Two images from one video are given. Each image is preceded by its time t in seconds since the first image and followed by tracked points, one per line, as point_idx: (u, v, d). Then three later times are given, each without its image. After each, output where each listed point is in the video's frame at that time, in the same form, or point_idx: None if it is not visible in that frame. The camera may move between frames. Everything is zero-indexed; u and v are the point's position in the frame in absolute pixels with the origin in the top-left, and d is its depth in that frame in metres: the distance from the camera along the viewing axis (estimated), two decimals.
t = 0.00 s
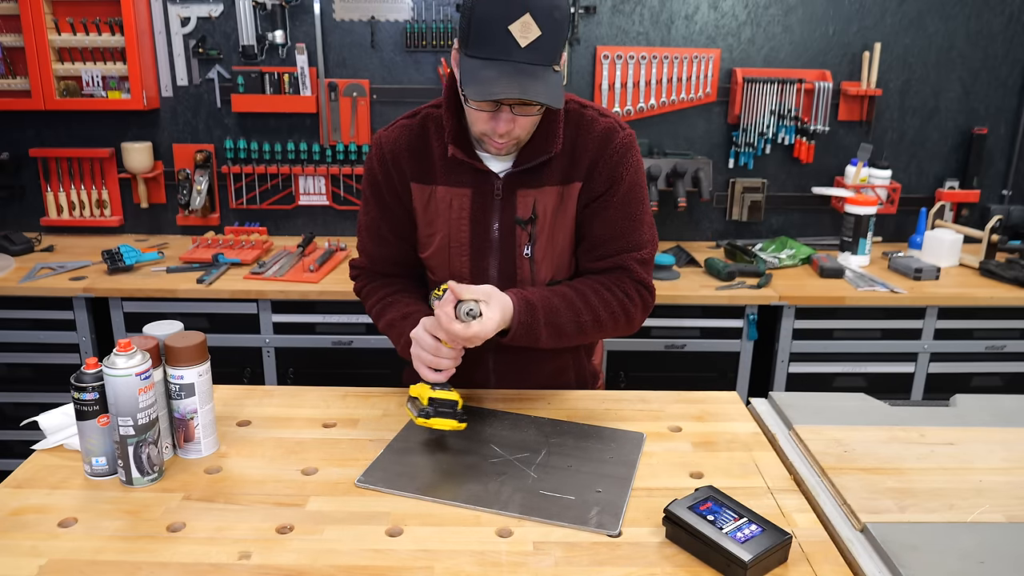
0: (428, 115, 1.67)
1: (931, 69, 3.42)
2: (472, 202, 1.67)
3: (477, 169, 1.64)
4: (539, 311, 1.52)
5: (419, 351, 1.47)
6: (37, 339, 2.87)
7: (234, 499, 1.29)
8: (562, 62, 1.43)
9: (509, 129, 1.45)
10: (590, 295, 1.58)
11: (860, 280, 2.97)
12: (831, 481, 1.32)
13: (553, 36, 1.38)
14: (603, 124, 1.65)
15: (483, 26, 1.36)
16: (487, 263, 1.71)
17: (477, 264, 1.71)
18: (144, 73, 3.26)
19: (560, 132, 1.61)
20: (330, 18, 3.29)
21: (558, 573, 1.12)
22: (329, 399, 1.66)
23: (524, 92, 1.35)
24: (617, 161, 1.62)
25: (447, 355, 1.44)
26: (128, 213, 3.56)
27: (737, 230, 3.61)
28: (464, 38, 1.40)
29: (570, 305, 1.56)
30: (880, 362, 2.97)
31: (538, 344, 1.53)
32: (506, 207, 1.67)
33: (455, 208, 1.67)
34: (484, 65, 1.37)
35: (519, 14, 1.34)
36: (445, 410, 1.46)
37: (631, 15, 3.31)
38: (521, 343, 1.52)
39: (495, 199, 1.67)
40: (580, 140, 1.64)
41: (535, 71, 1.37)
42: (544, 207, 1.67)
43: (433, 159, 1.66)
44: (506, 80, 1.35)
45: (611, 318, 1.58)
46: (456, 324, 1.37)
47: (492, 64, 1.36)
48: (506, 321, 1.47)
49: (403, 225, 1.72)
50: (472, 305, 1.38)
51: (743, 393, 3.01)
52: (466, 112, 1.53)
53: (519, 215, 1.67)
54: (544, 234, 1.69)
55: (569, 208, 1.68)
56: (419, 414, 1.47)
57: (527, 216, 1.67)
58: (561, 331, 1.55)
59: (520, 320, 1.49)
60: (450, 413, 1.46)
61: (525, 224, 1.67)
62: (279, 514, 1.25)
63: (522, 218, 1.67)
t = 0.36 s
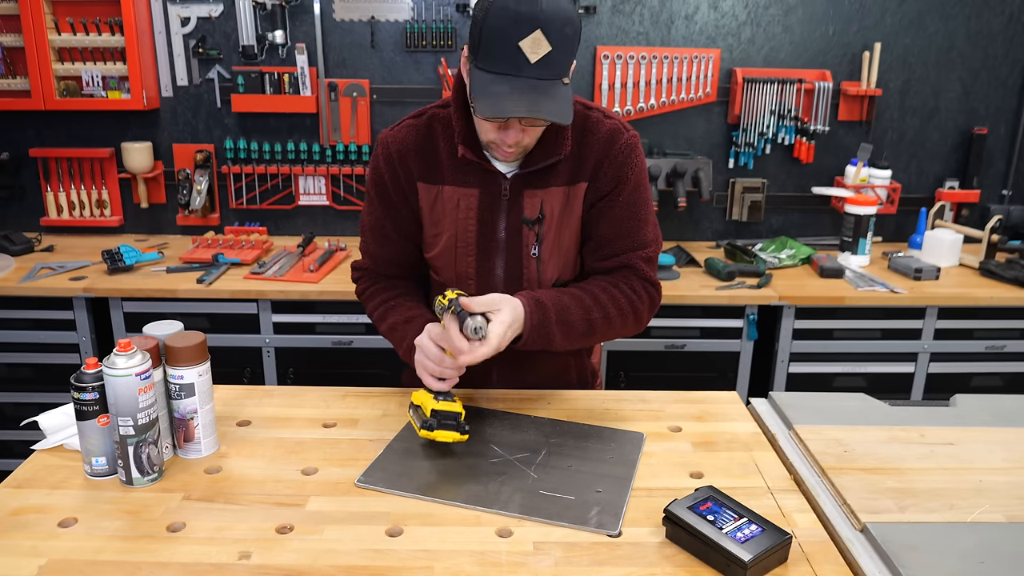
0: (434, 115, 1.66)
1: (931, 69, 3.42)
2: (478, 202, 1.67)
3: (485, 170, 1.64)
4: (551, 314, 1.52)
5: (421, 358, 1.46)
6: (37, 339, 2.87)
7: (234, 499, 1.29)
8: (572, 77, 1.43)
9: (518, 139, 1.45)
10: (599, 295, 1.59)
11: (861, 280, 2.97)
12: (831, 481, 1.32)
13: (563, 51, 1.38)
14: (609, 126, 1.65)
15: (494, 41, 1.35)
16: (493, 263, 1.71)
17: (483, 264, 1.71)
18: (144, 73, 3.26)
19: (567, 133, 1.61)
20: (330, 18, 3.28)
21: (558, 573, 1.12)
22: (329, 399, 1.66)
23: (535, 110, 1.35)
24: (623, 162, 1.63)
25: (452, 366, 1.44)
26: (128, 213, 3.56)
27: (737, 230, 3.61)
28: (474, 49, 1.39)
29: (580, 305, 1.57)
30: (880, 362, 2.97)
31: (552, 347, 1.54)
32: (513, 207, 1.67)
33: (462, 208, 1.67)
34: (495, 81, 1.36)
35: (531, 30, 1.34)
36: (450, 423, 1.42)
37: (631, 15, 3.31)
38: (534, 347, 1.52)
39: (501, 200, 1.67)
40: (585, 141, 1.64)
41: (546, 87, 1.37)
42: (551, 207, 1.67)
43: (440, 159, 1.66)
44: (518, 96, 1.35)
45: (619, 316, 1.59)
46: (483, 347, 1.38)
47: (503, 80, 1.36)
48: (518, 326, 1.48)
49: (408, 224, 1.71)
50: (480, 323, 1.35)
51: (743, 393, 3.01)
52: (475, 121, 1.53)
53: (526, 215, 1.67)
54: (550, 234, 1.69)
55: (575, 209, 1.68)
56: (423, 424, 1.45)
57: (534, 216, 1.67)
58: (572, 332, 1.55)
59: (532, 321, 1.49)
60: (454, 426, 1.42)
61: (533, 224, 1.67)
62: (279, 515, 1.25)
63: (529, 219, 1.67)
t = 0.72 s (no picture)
0: (426, 120, 1.66)
1: (931, 68, 3.42)
2: (476, 203, 1.67)
3: (480, 171, 1.64)
4: (560, 308, 1.54)
5: (415, 368, 1.42)
6: (36, 339, 2.87)
7: (234, 499, 1.29)
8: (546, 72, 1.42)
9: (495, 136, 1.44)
10: (605, 286, 1.61)
11: (860, 280, 2.97)
12: (831, 481, 1.32)
13: (532, 46, 1.38)
14: (603, 120, 1.65)
15: (462, 38, 1.37)
16: (494, 263, 1.71)
17: (483, 264, 1.71)
18: (144, 73, 3.26)
19: (559, 129, 1.61)
20: (330, 18, 3.29)
21: (558, 572, 1.12)
22: (329, 400, 1.66)
23: (501, 104, 1.35)
24: (621, 156, 1.63)
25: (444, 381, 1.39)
26: (128, 213, 3.56)
27: (737, 230, 3.61)
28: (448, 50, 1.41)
29: (588, 297, 1.58)
30: (880, 362, 2.97)
31: (568, 339, 1.56)
32: (510, 207, 1.67)
33: (460, 209, 1.67)
34: (464, 76, 1.38)
35: (496, 26, 1.35)
36: (435, 438, 1.38)
37: (632, 15, 3.31)
38: (550, 341, 1.54)
39: (499, 199, 1.67)
40: (579, 137, 1.64)
41: (515, 81, 1.37)
42: (549, 204, 1.67)
43: (435, 162, 1.66)
44: (484, 92, 1.36)
45: (628, 305, 1.60)
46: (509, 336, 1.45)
47: (470, 75, 1.37)
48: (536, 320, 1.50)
49: (407, 229, 1.71)
50: (469, 342, 1.30)
51: (743, 393, 3.01)
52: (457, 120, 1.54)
53: (525, 214, 1.67)
54: (551, 231, 1.69)
55: (574, 206, 1.68)
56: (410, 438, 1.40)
57: (533, 214, 1.67)
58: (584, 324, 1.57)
59: (544, 315, 1.51)
60: (439, 442, 1.38)
61: (532, 222, 1.68)
62: (279, 514, 1.25)
63: (528, 216, 1.67)
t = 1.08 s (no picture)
0: (421, 122, 1.66)
1: (931, 68, 3.42)
2: (473, 204, 1.67)
3: (475, 171, 1.64)
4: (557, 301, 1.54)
5: (415, 374, 1.43)
6: (37, 339, 2.87)
7: (234, 499, 1.29)
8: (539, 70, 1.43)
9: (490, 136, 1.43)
10: (601, 279, 1.61)
11: (860, 280, 2.97)
12: (831, 481, 1.32)
13: (524, 44, 1.38)
14: (597, 116, 1.65)
15: (454, 37, 1.37)
16: (492, 263, 1.71)
17: (481, 263, 1.71)
18: (144, 73, 3.26)
19: (553, 126, 1.61)
20: (330, 18, 3.29)
21: (558, 573, 1.12)
22: (329, 399, 1.66)
23: (497, 100, 1.35)
24: (615, 152, 1.63)
25: (445, 385, 1.40)
26: (128, 213, 3.55)
27: (737, 230, 3.61)
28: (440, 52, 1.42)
29: (584, 290, 1.58)
30: (880, 362, 2.97)
31: (563, 333, 1.55)
32: (507, 206, 1.67)
33: (458, 210, 1.67)
34: (458, 75, 1.38)
35: (488, 24, 1.36)
36: (437, 443, 1.38)
37: (631, 15, 3.31)
38: (546, 335, 1.54)
39: (495, 199, 1.67)
40: (573, 134, 1.65)
41: (509, 79, 1.37)
42: (545, 202, 1.67)
43: (431, 163, 1.66)
44: (479, 89, 1.35)
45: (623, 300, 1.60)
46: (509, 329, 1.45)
47: (465, 73, 1.37)
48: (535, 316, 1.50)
49: (405, 231, 1.71)
50: (469, 343, 1.30)
51: (742, 393, 3.01)
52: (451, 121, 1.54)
53: (522, 212, 1.67)
54: (547, 229, 1.69)
55: (570, 202, 1.68)
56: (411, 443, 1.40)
57: (529, 213, 1.67)
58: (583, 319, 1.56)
59: (539, 308, 1.51)
60: (440, 446, 1.38)
61: (529, 221, 1.68)
62: (279, 514, 1.25)
63: (524, 214, 1.67)
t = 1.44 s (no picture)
0: (408, 135, 1.64)
1: (931, 68, 3.42)
2: (466, 214, 1.66)
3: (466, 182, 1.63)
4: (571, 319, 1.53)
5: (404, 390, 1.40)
6: (37, 339, 2.87)
7: (234, 499, 1.29)
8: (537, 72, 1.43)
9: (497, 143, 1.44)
10: (607, 286, 1.61)
11: (860, 280, 2.97)
12: (831, 481, 1.32)
13: (524, 47, 1.38)
14: (584, 119, 1.66)
15: (455, 47, 1.36)
16: (488, 271, 1.71)
17: (477, 272, 1.71)
18: (144, 73, 3.26)
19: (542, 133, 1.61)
20: (330, 18, 3.29)
21: (558, 573, 1.12)
22: (329, 400, 1.66)
23: (510, 105, 1.34)
24: (605, 155, 1.64)
25: (434, 393, 1.37)
26: (128, 213, 3.55)
27: (737, 230, 3.61)
28: (438, 63, 1.40)
29: (592, 300, 1.57)
30: (880, 362, 2.97)
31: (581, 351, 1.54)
32: (500, 215, 1.67)
33: (451, 222, 1.66)
34: (464, 86, 1.36)
35: (488, 31, 1.35)
36: (445, 451, 1.36)
37: (631, 15, 3.31)
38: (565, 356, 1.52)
39: (488, 208, 1.66)
40: (562, 138, 1.65)
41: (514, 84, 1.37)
42: (538, 209, 1.67)
43: (421, 176, 1.65)
44: (487, 98, 1.35)
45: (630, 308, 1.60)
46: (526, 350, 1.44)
47: (470, 83, 1.36)
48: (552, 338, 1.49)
49: (397, 246, 1.70)
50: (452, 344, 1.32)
51: (742, 393, 3.01)
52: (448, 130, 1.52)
53: (515, 219, 1.67)
54: (541, 235, 1.70)
55: (563, 208, 1.68)
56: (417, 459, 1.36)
57: (523, 220, 1.67)
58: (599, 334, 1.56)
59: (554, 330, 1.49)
60: (449, 454, 1.36)
61: (523, 228, 1.68)
62: (279, 515, 1.25)
63: (518, 221, 1.67)
